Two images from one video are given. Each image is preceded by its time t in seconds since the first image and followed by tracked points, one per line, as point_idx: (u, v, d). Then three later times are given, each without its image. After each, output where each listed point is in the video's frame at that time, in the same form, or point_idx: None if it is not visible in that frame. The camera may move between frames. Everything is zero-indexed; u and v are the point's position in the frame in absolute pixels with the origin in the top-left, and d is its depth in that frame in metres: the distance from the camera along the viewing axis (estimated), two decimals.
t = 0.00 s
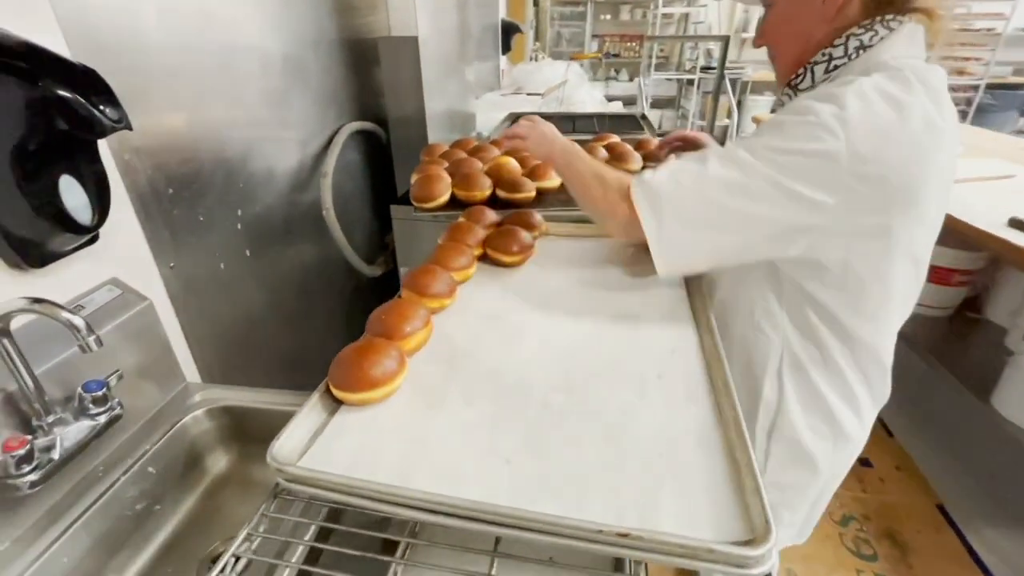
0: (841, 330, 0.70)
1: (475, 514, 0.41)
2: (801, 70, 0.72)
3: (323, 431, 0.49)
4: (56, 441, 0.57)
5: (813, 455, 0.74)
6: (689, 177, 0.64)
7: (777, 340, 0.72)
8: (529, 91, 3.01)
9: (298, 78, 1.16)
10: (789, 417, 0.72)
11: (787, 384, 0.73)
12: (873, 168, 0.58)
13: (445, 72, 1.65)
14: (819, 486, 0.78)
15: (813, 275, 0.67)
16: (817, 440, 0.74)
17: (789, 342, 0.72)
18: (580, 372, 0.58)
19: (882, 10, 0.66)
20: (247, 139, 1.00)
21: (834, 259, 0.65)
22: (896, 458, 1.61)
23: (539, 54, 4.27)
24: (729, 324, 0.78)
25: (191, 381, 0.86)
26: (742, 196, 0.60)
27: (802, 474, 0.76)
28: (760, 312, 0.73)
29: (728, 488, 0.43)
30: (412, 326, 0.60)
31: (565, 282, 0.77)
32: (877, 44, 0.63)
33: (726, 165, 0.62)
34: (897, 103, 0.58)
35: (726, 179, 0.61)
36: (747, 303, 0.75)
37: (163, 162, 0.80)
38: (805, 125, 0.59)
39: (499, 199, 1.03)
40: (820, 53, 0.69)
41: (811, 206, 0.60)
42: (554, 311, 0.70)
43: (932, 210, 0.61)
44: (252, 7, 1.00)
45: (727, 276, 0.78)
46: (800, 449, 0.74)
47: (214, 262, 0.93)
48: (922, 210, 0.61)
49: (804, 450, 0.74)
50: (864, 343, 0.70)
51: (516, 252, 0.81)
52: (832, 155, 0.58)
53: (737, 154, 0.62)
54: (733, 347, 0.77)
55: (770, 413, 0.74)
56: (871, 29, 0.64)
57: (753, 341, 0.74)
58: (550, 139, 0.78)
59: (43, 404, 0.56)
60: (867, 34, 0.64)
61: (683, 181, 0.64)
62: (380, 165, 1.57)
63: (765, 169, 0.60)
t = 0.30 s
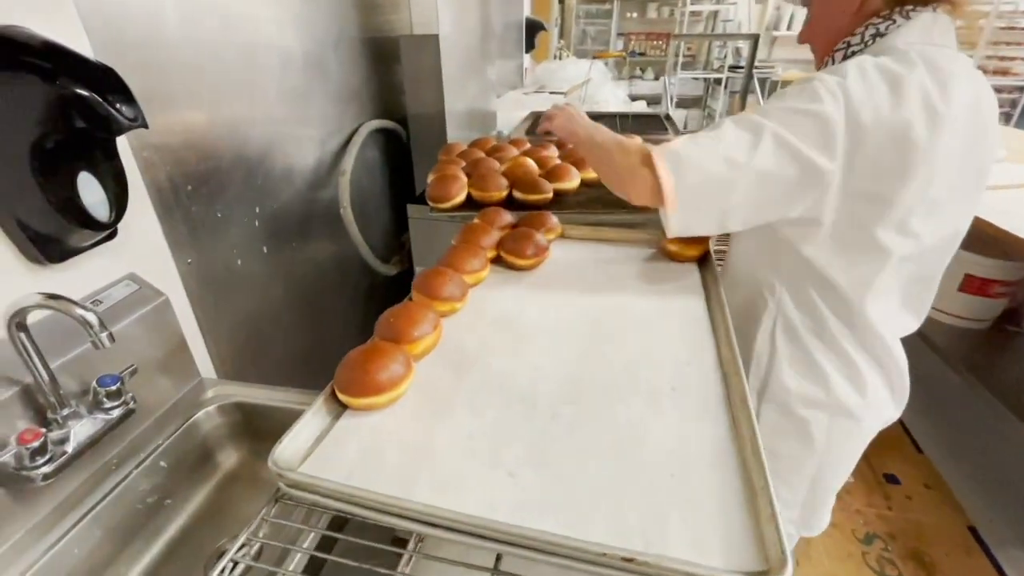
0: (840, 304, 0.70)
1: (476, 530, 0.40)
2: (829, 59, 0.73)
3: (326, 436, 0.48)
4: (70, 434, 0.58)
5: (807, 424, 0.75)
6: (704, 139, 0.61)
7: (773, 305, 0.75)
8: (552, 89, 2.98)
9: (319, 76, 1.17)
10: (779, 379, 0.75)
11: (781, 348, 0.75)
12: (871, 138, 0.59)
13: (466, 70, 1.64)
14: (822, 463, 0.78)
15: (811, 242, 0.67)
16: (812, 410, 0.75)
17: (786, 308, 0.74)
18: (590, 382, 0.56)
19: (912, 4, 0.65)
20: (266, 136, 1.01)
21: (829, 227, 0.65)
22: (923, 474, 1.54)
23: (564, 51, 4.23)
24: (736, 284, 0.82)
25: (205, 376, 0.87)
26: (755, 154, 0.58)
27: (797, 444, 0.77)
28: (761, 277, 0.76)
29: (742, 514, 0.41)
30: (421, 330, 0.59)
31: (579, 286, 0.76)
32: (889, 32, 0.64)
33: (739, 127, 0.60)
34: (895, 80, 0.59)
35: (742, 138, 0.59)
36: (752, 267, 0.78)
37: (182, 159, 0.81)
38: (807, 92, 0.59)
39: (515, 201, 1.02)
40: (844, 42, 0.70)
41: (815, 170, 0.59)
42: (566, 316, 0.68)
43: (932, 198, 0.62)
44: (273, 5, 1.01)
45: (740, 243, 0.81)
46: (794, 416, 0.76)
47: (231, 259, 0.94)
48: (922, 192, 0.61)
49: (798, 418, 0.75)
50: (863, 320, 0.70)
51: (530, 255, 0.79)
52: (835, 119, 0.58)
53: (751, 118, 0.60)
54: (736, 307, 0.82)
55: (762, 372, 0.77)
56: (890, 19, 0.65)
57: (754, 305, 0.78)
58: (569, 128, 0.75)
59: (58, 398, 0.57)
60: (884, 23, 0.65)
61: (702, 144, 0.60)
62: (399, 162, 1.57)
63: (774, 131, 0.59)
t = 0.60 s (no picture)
0: (894, 311, 0.66)
1: (471, 552, 0.38)
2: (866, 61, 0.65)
3: (324, 446, 0.48)
4: (78, 433, 0.59)
5: (841, 437, 0.70)
6: (768, 163, 0.57)
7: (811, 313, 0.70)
8: (573, 89, 2.94)
9: (336, 76, 1.17)
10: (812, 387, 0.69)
11: (816, 357, 0.70)
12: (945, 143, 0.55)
13: (485, 70, 1.62)
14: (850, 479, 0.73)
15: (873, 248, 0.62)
16: (847, 421, 0.69)
17: (825, 316, 0.69)
18: (598, 397, 0.54)
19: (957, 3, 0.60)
20: (281, 136, 1.01)
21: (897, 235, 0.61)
22: (950, 494, 1.48)
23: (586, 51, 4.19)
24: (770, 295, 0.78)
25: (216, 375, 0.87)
26: (828, 172, 0.54)
27: (828, 459, 0.72)
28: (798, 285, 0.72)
29: (753, 547, 0.39)
30: (426, 337, 0.58)
31: (590, 294, 0.74)
32: (944, 33, 0.58)
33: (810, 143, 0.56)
34: (967, 82, 0.55)
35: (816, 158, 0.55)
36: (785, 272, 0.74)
37: (197, 159, 0.81)
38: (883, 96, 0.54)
39: (528, 204, 1.00)
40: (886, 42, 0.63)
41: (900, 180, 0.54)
42: (577, 326, 0.67)
43: (992, 200, 0.60)
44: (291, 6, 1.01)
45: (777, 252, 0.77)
46: (827, 430, 0.70)
47: (244, 258, 0.94)
48: (985, 195, 0.59)
49: (829, 430, 0.70)
50: (911, 325, 0.65)
51: (543, 261, 0.78)
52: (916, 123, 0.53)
53: (822, 133, 0.55)
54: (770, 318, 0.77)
55: (795, 385, 0.72)
56: (941, 18, 0.59)
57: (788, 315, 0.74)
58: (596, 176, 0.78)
59: (67, 397, 0.57)
60: (936, 22, 0.59)
61: (766, 168, 0.57)
62: (415, 163, 1.56)
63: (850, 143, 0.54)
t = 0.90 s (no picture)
0: (920, 322, 0.61)
1: (447, 547, 0.39)
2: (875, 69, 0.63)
3: (312, 439, 0.49)
4: (84, 419, 0.60)
5: (879, 466, 0.65)
6: (751, 171, 0.58)
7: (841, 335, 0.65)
8: (590, 89, 2.92)
9: (348, 74, 1.18)
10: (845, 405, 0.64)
11: (850, 383, 0.64)
12: (956, 149, 0.52)
13: (498, 69, 1.62)
14: (891, 509, 0.68)
15: (886, 257, 0.60)
16: (886, 449, 0.64)
17: (856, 335, 0.64)
18: (587, 397, 0.54)
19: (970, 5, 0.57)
20: (291, 134, 1.03)
21: (912, 245, 0.58)
22: (968, 510, 1.44)
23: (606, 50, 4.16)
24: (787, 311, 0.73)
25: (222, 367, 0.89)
26: (818, 179, 0.54)
27: (867, 487, 0.66)
28: (820, 304, 0.67)
29: (729, 556, 0.38)
30: (418, 334, 0.58)
31: (588, 295, 0.74)
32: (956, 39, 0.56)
33: (798, 151, 0.56)
34: (979, 82, 0.53)
35: (803, 165, 0.55)
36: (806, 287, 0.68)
37: (207, 156, 0.84)
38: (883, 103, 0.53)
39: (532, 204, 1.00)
40: (897, 51, 0.60)
41: (892, 188, 0.53)
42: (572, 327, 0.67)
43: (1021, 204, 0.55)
44: (302, 5, 1.02)
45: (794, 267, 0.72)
46: (865, 458, 0.65)
47: (253, 253, 0.96)
48: (1010, 200, 0.55)
49: (867, 458, 0.65)
50: (943, 342, 0.61)
51: (541, 261, 0.78)
52: (917, 131, 0.52)
53: (811, 140, 0.55)
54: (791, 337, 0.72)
55: (828, 413, 0.66)
56: (952, 24, 0.56)
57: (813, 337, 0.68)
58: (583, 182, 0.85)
59: (74, 382, 0.58)
60: (946, 29, 0.56)
61: (750, 175, 0.58)
62: (426, 161, 1.57)
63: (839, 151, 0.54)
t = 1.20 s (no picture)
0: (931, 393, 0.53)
1: (420, 531, 0.41)
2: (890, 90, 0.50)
3: (300, 425, 0.51)
4: (93, 401, 0.63)
5: (889, 546, 0.57)
6: (761, 247, 0.45)
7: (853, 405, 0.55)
8: (605, 89, 2.91)
9: (357, 74, 1.21)
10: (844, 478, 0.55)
11: (859, 461, 0.55)
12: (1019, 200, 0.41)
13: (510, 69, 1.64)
14: None
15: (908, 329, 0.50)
16: (895, 526, 0.56)
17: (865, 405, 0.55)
18: (569, 393, 0.55)
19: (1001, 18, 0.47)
20: (300, 132, 1.06)
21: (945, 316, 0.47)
22: (981, 524, 1.40)
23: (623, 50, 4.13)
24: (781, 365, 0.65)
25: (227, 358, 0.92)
26: (847, 247, 0.42)
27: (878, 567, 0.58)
28: (822, 371, 0.58)
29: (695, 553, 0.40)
30: (408, 328, 0.60)
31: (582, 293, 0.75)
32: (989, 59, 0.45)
33: (817, 221, 0.43)
34: None
35: (823, 240, 0.43)
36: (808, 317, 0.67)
37: (216, 153, 0.87)
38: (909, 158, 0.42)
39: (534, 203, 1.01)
40: (920, 68, 0.47)
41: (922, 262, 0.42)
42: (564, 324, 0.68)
43: None
44: (312, 7, 1.05)
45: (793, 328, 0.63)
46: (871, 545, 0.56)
47: (260, 247, 0.99)
48: None
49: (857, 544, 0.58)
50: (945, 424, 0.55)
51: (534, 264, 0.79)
52: (965, 185, 0.41)
53: (828, 208, 0.43)
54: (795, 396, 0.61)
55: (833, 493, 0.56)
56: (989, 36, 0.44)
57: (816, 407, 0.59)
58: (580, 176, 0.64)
59: (85, 366, 0.61)
60: (983, 42, 0.44)
61: (763, 243, 0.45)
62: (436, 160, 1.60)
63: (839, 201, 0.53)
